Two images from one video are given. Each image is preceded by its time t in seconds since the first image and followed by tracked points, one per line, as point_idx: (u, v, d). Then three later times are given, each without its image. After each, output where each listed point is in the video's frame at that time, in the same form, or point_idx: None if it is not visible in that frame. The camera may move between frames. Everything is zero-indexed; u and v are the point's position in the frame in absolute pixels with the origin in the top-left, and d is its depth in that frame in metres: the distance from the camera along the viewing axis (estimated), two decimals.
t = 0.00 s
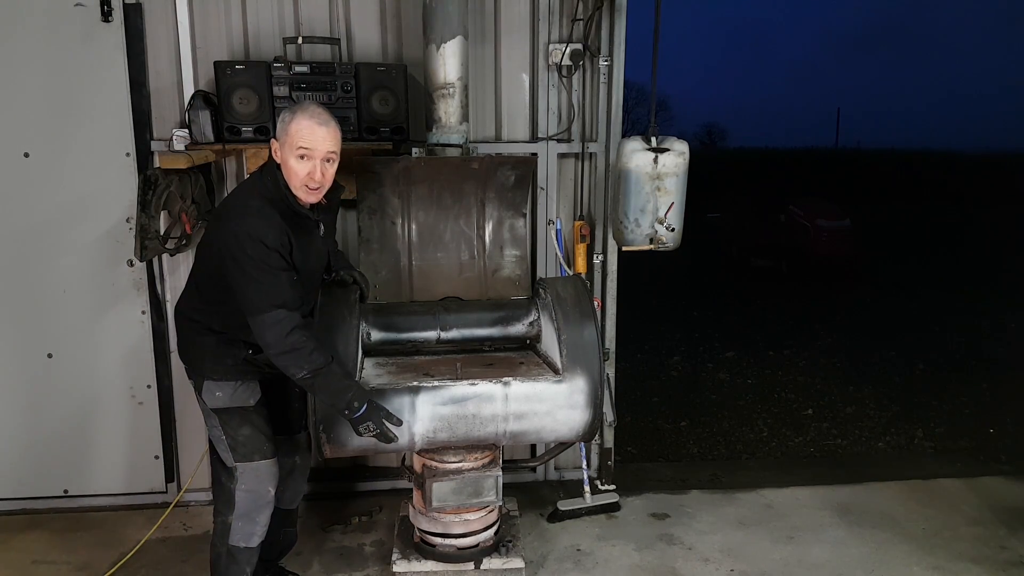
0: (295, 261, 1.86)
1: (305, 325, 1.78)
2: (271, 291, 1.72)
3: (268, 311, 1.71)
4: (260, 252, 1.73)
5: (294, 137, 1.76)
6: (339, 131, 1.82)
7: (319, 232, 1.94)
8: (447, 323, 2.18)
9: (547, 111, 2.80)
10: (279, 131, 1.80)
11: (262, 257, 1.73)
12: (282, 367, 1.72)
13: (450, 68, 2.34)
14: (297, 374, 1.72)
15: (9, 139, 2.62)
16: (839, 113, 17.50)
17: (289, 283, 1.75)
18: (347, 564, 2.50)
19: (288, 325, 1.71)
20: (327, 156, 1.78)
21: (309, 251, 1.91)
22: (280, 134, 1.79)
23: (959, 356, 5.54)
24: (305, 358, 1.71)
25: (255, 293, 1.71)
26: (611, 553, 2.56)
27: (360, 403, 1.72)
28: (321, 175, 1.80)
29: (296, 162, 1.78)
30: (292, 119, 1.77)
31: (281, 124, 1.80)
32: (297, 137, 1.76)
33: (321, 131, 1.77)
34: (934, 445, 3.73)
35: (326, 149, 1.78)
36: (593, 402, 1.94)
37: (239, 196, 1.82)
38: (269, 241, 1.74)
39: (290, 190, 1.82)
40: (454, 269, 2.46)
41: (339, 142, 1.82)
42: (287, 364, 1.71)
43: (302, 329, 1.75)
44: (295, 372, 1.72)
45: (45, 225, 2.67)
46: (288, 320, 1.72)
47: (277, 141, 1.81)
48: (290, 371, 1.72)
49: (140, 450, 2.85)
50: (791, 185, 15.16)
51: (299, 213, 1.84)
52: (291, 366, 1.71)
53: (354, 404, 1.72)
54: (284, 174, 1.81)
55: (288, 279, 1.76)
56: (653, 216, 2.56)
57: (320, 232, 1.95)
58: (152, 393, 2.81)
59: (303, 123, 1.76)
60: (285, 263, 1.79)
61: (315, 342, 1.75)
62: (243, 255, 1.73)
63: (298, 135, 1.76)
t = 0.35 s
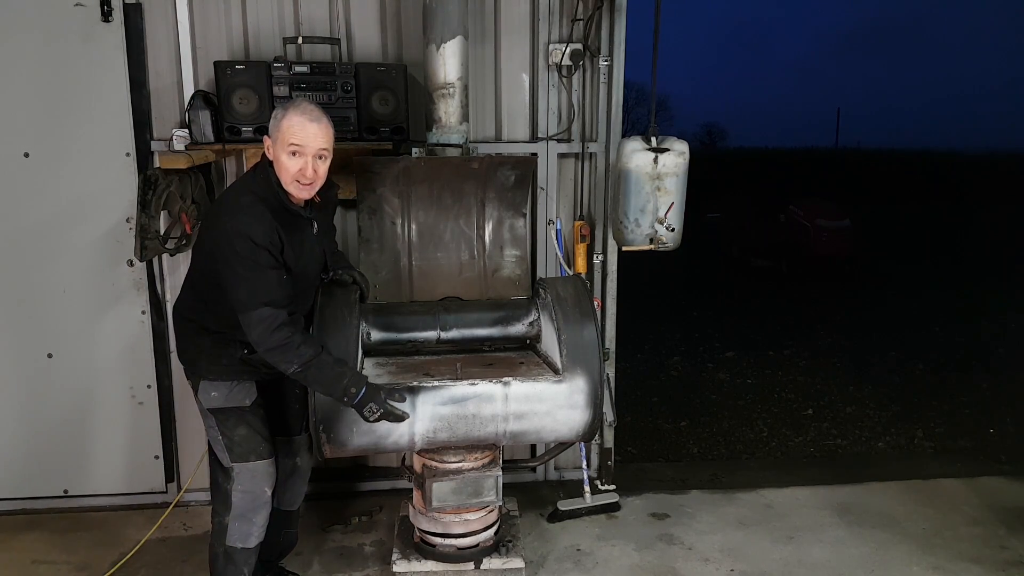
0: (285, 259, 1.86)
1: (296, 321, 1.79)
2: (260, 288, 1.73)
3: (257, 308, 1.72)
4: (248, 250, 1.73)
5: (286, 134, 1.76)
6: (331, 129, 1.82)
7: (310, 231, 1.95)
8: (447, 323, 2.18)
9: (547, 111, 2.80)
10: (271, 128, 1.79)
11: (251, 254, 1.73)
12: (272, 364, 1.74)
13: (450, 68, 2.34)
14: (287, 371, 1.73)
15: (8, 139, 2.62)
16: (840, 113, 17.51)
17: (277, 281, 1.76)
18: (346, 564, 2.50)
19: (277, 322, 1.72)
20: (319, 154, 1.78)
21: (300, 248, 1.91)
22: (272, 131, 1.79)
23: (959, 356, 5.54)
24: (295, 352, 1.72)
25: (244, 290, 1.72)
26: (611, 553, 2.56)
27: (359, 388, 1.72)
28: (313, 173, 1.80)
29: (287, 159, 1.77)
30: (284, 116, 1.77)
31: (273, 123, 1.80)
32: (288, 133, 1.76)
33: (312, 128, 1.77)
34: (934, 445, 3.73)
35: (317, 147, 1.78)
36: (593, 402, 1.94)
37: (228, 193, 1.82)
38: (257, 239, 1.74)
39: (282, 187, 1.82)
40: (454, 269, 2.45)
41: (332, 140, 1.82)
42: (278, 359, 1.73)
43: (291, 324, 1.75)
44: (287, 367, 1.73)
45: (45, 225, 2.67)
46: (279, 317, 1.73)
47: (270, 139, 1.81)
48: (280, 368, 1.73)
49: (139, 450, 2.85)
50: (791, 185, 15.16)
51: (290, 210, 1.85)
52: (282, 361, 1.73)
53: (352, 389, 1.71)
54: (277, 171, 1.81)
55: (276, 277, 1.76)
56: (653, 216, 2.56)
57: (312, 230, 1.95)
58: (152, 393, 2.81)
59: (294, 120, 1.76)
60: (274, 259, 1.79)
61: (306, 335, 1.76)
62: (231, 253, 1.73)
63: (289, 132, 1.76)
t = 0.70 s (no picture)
0: (286, 259, 1.85)
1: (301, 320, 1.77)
2: (263, 287, 1.72)
3: (261, 307, 1.71)
4: (250, 249, 1.73)
5: (288, 134, 1.76)
6: (332, 128, 1.82)
7: (311, 231, 1.95)
8: (447, 323, 2.18)
9: (547, 111, 2.80)
10: (272, 128, 1.79)
11: (253, 252, 1.73)
12: (278, 364, 1.72)
13: (450, 68, 2.34)
14: (292, 371, 1.72)
15: (8, 139, 2.62)
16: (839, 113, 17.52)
17: (280, 279, 1.75)
18: (346, 564, 2.50)
19: (280, 321, 1.71)
20: (321, 153, 1.79)
21: (300, 249, 1.91)
22: (274, 131, 1.79)
23: (959, 356, 5.54)
24: (299, 353, 1.71)
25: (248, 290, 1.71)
26: (611, 553, 2.56)
27: (359, 396, 1.73)
28: (316, 172, 1.81)
29: (289, 158, 1.78)
30: (285, 116, 1.77)
31: (273, 122, 1.80)
32: (290, 132, 1.76)
33: (314, 127, 1.78)
34: (935, 445, 3.73)
35: (319, 146, 1.79)
36: (593, 402, 1.94)
37: (229, 194, 1.82)
38: (259, 237, 1.74)
39: (284, 187, 1.82)
40: (454, 269, 2.45)
41: (333, 138, 1.82)
42: (283, 359, 1.71)
43: (295, 323, 1.74)
44: (291, 368, 1.72)
45: (45, 225, 2.67)
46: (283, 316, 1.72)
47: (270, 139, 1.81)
48: (286, 368, 1.71)
49: (139, 450, 2.85)
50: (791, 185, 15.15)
51: (292, 210, 1.85)
52: (287, 361, 1.71)
53: (354, 398, 1.72)
54: (278, 170, 1.81)
55: (279, 275, 1.75)
56: (653, 216, 2.56)
57: (312, 229, 1.95)
58: (152, 393, 2.81)
59: (296, 119, 1.76)
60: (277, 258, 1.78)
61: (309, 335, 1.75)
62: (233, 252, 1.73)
63: (291, 130, 1.76)
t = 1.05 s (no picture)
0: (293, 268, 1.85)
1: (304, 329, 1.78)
2: (273, 299, 1.71)
3: (267, 318, 1.70)
4: (260, 261, 1.73)
5: (327, 161, 1.74)
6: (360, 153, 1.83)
7: (316, 233, 1.95)
8: (447, 323, 2.18)
9: (547, 111, 2.80)
10: (309, 148, 1.73)
11: (262, 264, 1.73)
12: (284, 377, 1.73)
13: (450, 68, 2.34)
14: (299, 382, 1.72)
15: (8, 139, 2.62)
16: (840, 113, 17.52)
17: (289, 292, 1.75)
18: (347, 564, 2.50)
19: (288, 334, 1.71)
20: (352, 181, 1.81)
21: (306, 256, 1.91)
22: (309, 152, 1.73)
23: (960, 356, 5.54)
24: (304, 364, 1.71)
25: (258, 302, 1.71)
26: (611, 553, 2.56)
27: (363, 397, 1.72)
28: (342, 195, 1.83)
29: (323, 183, 1.76)
30: (327, 141, 1.73)
31: (306, 139, 1.73)
32: (330, 160, 1.73)
33: (352, 158, 1.77)
34: (935, 445, 3.73)
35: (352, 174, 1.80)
36: (593, 402, 1.94)
37: (237, 204, 1.82)
38: (270, 250, 1.74)
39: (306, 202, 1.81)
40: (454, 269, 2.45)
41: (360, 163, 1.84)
42: (288, 371, 1.71)
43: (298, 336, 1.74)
44: (296, 378, 1.72)
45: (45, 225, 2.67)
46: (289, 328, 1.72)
47: (298, 154, 1.74)
48: (293, 379, 1.71)
49: (139, 450, 2.85)
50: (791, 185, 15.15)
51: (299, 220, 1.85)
52: (292, 372, 1.71)
53: (358, 399, 1.72)
54: (305, 188, 1.78)
55: (289, 288, 1.75)
56: (653, 216, 2.56)
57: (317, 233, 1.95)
58: (152, 393, 2.81)
59: (339, 149, 1.74)
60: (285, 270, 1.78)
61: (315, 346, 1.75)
62: (244, 263, 1.73)
63: (331, 158, 1.73)
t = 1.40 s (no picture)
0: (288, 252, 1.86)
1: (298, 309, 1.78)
2: (266, 281, 1.72)
3: (260, 300, 1.71)
4: (255, 244, 1.73)
5: (311, 134, 1.74)
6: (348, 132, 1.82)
7: (310, 219, 1.94)
8: (447, 323, 2.17)
9: (547, 111, 2.80)
10: (293, 123, 1.75)
11: (257, 248, 1.73)
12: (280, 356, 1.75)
13: (450, 68, 2.34)
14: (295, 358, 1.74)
15: (8, 139, 2.62)
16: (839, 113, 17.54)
17: (282, 273, 1.75)
18: (347, 564, 2.50)
19: (281, 316, 1.72)
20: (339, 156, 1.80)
21: (300, 239, 1.91)
22: (294, 126, 1.75)
23: (960, 356, 5.54)
24: (300, 341, 1.73)
25: (252, 284, 1.71)
26: (611, 553, 2.56)
27: (365, 359, 1.81)
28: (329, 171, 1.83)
29: (309, 157, 1.77)
30: (310, 114, 1.74)
31: (291, 113, 1.75)
32: (314, 134, 1.74)
33: (336, 131, 1.77)
34: (934, 445, 3.73)
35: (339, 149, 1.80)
36: (593, 402, 1.94)
37: (229, 188, 1.81)
38: (262, 232, 1.74)
39: (295, 180, 1.82)
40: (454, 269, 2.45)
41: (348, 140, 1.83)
42: (285, 350, 1.73)
43: (291, 316, 1.75)
44: (294, 356, 1.74)
45: (45, 224, 2.67)
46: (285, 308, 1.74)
47: (285, 130, 1.77)
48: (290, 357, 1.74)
49: (139, 450, 2.85)
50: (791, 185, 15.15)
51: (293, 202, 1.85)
52: (289, 351, 1.73)
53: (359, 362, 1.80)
54: (293, 165, 1.79)
55: (282, 271, 1.75)
56: (653, 216, 2.56)
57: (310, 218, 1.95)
58: (152, 393, 2.81)
59: (322, 121, 1.74)
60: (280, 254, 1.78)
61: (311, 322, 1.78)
62: (237, 247, 1.73)
63: (315, 132, 1.74)
